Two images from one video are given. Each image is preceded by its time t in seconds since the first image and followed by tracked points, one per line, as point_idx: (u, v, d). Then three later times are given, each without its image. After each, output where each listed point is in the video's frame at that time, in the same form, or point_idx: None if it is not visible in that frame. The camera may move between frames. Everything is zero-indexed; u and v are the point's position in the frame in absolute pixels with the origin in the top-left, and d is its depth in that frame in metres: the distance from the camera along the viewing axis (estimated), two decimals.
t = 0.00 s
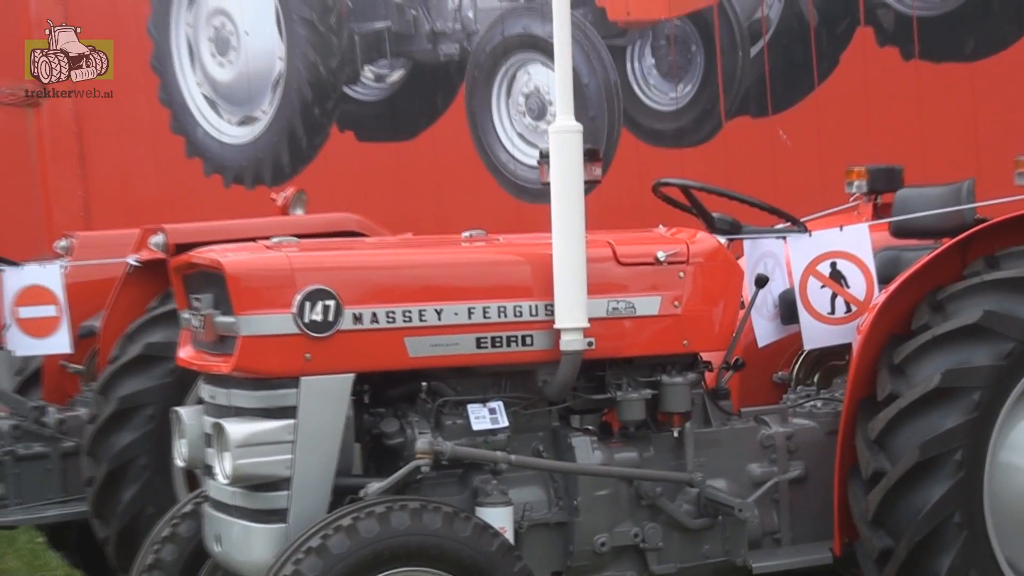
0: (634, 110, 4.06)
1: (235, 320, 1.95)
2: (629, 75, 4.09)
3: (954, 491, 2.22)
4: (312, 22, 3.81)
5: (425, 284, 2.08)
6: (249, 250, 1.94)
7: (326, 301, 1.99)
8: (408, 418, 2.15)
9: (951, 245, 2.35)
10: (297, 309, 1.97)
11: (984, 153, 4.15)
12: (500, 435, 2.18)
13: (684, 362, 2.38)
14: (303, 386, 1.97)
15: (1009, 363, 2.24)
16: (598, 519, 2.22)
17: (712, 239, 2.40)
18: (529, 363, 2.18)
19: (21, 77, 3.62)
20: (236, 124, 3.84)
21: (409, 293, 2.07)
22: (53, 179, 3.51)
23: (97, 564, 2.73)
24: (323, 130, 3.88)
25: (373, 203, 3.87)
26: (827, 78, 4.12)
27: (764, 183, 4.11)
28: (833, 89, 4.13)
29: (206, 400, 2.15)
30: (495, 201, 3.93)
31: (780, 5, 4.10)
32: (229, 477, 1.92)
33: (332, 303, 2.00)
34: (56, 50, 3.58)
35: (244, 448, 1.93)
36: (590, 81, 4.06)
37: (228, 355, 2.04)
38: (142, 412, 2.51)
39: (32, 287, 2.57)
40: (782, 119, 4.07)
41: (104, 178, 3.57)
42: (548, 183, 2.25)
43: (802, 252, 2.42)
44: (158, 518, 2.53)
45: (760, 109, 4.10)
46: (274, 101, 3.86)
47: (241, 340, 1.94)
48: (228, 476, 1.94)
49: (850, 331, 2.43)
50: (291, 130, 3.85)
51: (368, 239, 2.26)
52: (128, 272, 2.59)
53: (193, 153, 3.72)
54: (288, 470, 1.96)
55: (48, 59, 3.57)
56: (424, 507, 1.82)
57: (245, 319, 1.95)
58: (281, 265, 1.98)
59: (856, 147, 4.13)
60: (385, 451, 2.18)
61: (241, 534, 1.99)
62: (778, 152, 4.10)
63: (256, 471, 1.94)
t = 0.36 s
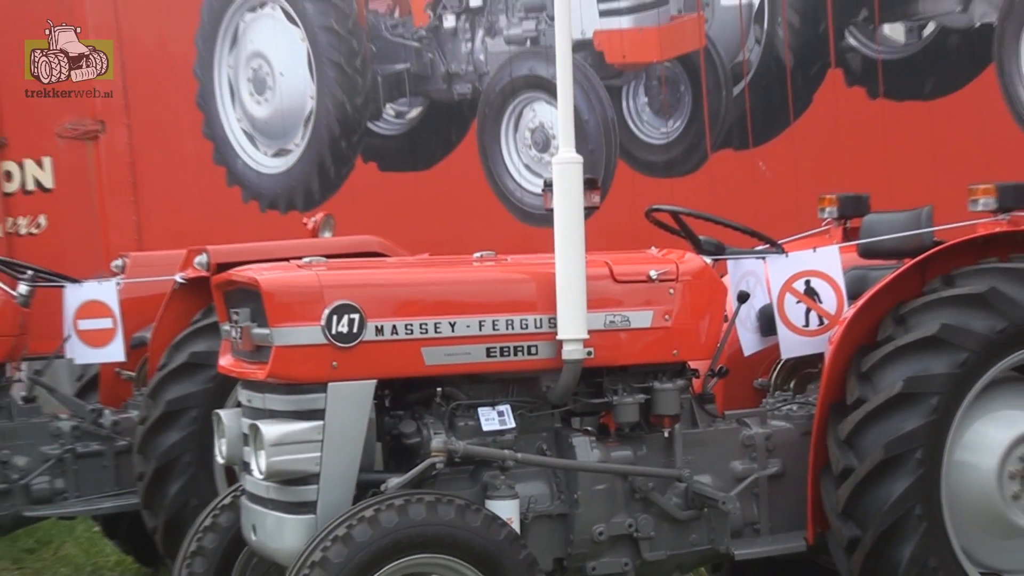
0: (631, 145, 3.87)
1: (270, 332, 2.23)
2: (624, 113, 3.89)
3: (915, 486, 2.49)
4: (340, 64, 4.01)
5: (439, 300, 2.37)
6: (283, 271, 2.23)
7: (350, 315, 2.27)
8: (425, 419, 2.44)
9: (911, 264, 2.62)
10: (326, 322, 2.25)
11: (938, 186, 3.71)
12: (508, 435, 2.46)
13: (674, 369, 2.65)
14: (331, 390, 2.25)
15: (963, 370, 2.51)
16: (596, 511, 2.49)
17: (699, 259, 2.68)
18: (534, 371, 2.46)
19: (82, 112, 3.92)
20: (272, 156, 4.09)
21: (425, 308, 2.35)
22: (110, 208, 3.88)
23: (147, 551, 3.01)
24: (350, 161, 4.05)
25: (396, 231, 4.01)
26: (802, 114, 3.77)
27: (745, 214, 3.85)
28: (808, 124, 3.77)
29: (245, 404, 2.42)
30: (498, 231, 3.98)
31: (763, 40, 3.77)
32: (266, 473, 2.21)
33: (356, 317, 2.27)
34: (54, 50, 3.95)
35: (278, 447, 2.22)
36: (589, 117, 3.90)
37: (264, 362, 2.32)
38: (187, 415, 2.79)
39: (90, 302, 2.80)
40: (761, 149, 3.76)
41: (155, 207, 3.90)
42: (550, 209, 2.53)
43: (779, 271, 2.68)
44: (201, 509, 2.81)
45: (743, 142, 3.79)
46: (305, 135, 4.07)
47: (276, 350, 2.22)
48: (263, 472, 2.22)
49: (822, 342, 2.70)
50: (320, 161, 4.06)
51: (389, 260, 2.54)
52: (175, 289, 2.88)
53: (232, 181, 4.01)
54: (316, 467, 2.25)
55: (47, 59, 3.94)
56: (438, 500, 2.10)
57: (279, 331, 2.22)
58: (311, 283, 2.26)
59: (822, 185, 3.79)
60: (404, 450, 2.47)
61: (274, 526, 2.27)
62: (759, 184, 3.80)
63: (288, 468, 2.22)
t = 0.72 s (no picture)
0: (622, 165, 3.99)
1: (294, 335, 2.50)
2: (617, 138, 4.02)
3: (878, 474, 2.76)
4: (358, 93, 4.35)
5: (447, 306, 2.65)
6: (306, 280, 2.51)
7: (367, 320, 2.55)
8: (434, 413, 2.73)
9: (873, 273, 2.90)
10: (343, 326, 2.53)
11: (901, 199, 3.60)
12: (510, 428, 2.75)
13: (662, 369, 2.93)
14: (348, 387, 2.54)
15: (921, 370, 2.78)
16: (591, 497, 2.77)
17: (685, 270, 2.97)
18: (535, 369, 2.75)
19: (127, 139, 4.48)
20: (296, 176, 4.49)
21: (435, 313, 2.64)
22: (152, 222, 4.44)
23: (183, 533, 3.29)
24: (366, 181, 4.40)
25: (413, 239, 4.36)
26: (779, 136, 3.75)
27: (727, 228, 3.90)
28: (784, 147, 3.75)
29: (270, 400, 2.71)
30: (498, 240, 4.23)
31: (745, 71, 3.79)
32: (289, 462, 2.50)
33: (371, 321, 2.56)
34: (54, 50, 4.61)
35: (300, 439, 2.51)
36: (586, 141, 4.06)
37: (288, 362, 2.60)
38: (219, 409, 3.06)
39: (134, 307, 3.10)
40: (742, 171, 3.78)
41: (189, 222, 4.45)
42: (549, 224, 2.80)
43: (757, 280, 2.97)
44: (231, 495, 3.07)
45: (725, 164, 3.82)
46: (326, 158, 4.44)
47: (300, 351, 2.49)
48: (289, 461, 2.51)
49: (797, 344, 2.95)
50: (340, 181, 4.43)
51: (401, 270, 2.82)
52: (209, 296, 3.16)
53: (259, 198, 4.49)
54: (336, 456, 2.53)
55: (48, 59, 4.59)
56: (447, 487, 2.39)
57: (301, 334, 2.50)
58: (330, 291, 2.54)
59: (794, 198, 3.75)
60: (415, 441, 2.75)
61: (300, 509, 2.56)
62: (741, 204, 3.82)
63: (310, 457, 2.51)
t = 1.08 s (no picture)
0: (607, 178, 3.96)
1: (309, 332, 2.80)
2: (603, 155, 3.99)
3: (839, 458, 3.03)
4: (367, 114, 4.60)
5: (447, 306, 2.95)
6: (320, 283, 2.81)
7: (374, 318, 2.84)
8: (435, 403, 3.04)
9: (835, 276, 3.18)
10: (353, 323, 2.83)
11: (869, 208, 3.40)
12: (505, 416, 3.05)
13: (643, 363, 3.23)
14: (357, 379, 2.84)
15: (878, 363, 3.05)
16: (578, 479, 3.07)
17: (664, 273, 3.25)
18: (527, 363, 3.04)
19: (158, 155, 4.94)
20: (311, 189, 4.78)
21: (436, 313, 2.94)
22: (183, 233, 4.94)
23: (209, 511, 3.61)
24: (374, 194, 4.64)
25: (418, 249, 4.54)
26: (752, 153, 3.62)
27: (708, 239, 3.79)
28: (759, 159, 3.60)
29: (287, 391, 3.01)
30: (495, 249, 4.29)
31: (723, 93, 3.67)
32: (304, 447, 2.81)
33: (378, 320, 2.85)
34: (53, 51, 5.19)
35: (314, 426, 2.81)
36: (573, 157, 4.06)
37: (303, 357, 2.90)
38: (240, 400, 3.35)
39: (163, 308, 3.46)
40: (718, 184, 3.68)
41: (213, 231, 4.89)
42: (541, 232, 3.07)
43: (730, 282, 3.26)
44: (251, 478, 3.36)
45: (701, 178, 3.75)
46: (338, 172, 4.72)
47: (314, 347, 2.80)
48: (305, 445, 2.82)
49: (766, 340, 3.23)
50: (350, 194, 4.69)
51: (407, 274, 3.12)
52: (232, 297, 3.47)
53: (276, 209, 4.84)
54: (346, 442, 2.84)
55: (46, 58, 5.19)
56: (447, 470, 2.69)
57: (316, 332, 2.80)
58: (341, 293, 2.84)
59: (767, 206, 3.59)
60: (419, 429, 3.05)
61: (315, 490, 2.86)
62: (711, 218, 3.72)
63: (323, 443, 2.82)
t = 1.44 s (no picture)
0: (594, 187, 4.33)
1: (321, 327, 3.12)
2: (590, 165, 4.33)
3: (804, 440, 3.33)
4: (375, 131, 4.88)
5: (448, 302, 3.27)
6: (331, 282, 3.13)
7: (381, 314, 3.16)
8: (437, 391, 3.36)
9: (801, 275, 3.48)
10: (360, 318, 3.15)
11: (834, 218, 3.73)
12: (500, 402, 3.38)
13: (626, 354, 3.54)
14: (366, 369, 3.16)
15: (841, 354, 3.35)
16: (567, 459, 3.40)
17: (646, 272, 3.57)
18: (520, 354, 3.36)
19: (184, 167, 5.38)
20: (324, 198, 5.08)
21: (437, 309, 3.26)
22: (206, 238, 5.36)
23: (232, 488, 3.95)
24: (382, 202, 4.91)
25: (424, 253, 4.84)
26: (725, 164, 3.96)
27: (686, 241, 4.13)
28: (731, 171, 3.95)
29: (302, 381, 3.33)
30: (492, 251, 4.58)
31: (698, 111, 3.99)
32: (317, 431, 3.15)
33: (385, 316, 3.17)
34: (53, 52, 5.66)
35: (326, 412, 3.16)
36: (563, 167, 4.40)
37: (316, 349, 3.23)
38: (259, 387, 3.67)
39: (189, 304, 3.79)
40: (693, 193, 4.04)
41: (234, 237, 5.30)
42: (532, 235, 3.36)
43: (706, 280, 3.55)
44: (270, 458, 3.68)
45: (678, 185, 4.09)
46: (348, 182, 5.00)
47: (326, 341, 3.11)
48: (319, 428, 3.16)
49: (739, 332, 3.52)
50: (359, 202, 4.96)
51: (411, 274, 3.44)
52: (251, 295, 3.80)
53: (291, 215, 5.17)
54: (355, 426, 3.17)
55: (47, 59, 5.68)
56: (449, 451, 3.03)
57: (328, 327, 3.12)
58: (351, 291, 3.16)
59: (738, 213, 3.95)
60: (422, 413, 3.39)
61: (329, 469, 3.19)
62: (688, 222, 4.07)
63: (334, 425, 3.15)
